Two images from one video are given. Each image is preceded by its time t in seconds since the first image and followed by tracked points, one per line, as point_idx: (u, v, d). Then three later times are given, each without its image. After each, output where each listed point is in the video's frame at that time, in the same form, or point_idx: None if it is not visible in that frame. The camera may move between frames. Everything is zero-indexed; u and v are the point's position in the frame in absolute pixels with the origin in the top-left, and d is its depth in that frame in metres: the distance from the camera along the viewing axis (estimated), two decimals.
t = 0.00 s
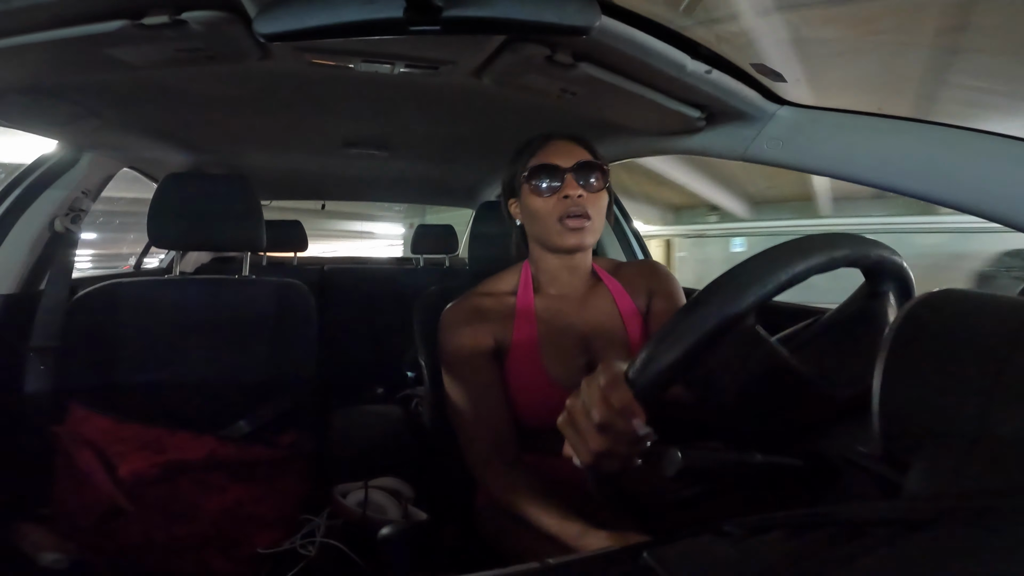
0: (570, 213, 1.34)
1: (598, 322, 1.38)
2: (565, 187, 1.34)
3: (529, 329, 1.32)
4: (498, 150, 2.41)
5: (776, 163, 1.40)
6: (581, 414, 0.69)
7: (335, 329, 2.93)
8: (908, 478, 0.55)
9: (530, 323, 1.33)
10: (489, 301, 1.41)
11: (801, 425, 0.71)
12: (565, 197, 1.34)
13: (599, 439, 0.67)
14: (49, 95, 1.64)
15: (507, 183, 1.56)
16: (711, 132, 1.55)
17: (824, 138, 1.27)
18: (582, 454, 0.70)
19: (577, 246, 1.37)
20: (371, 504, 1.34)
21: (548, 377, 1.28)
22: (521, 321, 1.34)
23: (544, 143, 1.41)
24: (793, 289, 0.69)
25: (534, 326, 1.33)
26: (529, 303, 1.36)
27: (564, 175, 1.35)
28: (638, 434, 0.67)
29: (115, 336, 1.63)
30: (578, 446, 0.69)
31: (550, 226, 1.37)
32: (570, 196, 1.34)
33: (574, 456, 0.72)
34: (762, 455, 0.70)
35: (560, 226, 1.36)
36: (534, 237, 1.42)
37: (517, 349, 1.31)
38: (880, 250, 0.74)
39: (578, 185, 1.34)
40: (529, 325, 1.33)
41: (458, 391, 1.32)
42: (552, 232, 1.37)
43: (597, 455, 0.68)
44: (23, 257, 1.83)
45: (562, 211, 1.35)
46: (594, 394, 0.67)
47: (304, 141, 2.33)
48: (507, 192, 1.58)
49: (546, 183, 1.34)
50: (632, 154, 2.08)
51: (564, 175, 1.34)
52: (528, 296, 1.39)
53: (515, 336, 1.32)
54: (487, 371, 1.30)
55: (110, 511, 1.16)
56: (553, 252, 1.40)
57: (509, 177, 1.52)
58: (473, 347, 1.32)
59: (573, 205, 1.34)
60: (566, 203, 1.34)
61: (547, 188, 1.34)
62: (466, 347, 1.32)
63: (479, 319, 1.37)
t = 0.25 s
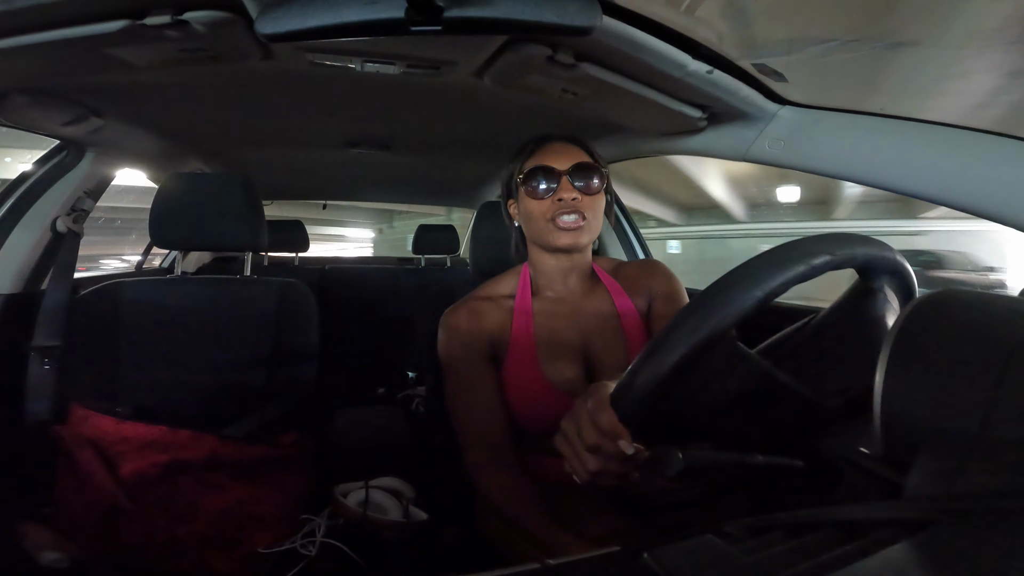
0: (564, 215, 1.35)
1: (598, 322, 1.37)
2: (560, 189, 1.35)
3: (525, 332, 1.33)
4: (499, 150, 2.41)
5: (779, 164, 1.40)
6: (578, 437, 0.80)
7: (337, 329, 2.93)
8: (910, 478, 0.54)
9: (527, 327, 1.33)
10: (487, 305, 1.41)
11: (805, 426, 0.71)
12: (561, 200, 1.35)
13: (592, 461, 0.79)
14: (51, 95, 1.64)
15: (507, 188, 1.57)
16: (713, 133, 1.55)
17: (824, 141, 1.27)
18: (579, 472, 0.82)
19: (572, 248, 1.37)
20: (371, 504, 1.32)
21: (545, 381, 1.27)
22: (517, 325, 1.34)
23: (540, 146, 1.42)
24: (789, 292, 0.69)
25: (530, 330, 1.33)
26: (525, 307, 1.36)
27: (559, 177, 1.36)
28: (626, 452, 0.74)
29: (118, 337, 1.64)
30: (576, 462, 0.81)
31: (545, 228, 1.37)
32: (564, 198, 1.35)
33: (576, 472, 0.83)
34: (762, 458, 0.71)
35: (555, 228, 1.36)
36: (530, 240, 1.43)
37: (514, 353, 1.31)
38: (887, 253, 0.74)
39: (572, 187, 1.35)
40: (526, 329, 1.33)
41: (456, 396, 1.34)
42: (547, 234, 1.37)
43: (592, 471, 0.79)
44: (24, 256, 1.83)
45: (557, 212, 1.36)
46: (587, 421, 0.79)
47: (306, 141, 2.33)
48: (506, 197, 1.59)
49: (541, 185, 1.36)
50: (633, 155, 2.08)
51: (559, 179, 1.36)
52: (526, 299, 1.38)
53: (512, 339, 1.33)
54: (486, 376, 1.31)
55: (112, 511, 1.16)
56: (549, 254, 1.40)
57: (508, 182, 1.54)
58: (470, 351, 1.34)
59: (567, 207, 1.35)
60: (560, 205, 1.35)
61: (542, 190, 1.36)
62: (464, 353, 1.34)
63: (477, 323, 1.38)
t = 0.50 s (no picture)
0: (564, 218, 1.35)
1: (598, 324, 1.37)
2: (559, 191, 1.35)
3: (527, 331, 1.32)
4: (500, 150, 2.41)
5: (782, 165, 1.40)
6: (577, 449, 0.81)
7: (338, 328, 2.94)
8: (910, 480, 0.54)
9: (528, 325, 1.33)
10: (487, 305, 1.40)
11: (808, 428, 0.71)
12: (559, 202, 1.34)
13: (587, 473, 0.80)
14: (52, 95, 1.64)
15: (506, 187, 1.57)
16: (714, 132, 1.55)
17: (825, 140, 1.27)
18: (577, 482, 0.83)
19: (572, 250, 1.37)
20: (372, 504, 1.32)
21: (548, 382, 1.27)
22: (518, 324, 1.34)
23: (538, 147, 1.42)
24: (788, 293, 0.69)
25: (530, 329, 1.33)
26: (526, 306, 1.36)
27: (557, 179, 1.35)
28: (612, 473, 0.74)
29: (118, 336, 1.64)
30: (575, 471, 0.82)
31: (545, 230, 1.37)
32: (563, 200, 1.34)
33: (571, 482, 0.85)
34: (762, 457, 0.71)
35: (554, 230, 1.36)
36: (531, 241, 1.43)
37: (515, 352, 1.31)
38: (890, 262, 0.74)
39: (571, 189, 1.34)
40: (527, 327, 1.33)
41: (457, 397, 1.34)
42: (547, 236, 1.37)
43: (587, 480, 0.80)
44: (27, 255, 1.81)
45: (556, 215, 1.35)
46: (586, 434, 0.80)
47: (307, 141, 2.34)
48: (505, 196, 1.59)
49: (540, 187, 1.35)
50: (634, 155, 2.08)
51: (557, 180, 1.35)
52: (526, 299, 1.38)
53: (513, 339, 1.32)
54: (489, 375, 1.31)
55: (113, 511, 1.16)
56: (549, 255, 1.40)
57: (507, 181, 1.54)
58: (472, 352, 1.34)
59: (566, 210, 1.35)
60: (560, 207, 1.35)
61: (541, 193, 1.35)
62: (466, 353, 1.34)
63: (478, 324, 1.37)
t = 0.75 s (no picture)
0: (556, 214, 1.33)
1: (598, 321, 1.38)
2: (549, 188, 1.32)
3: (528, 328, 1.32)
4: (501, 149, 2.41)
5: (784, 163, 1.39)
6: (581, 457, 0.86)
7: (339, 326, 2.95)
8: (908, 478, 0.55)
9: (529, 322, 1.33)
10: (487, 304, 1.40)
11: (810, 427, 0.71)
12: (550, 200, 1.32)
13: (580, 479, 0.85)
14: (54, 93, 1.64)
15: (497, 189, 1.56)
16: (716, 130, 1.55)
17: (827, 138, 1.26)
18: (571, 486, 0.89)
19: (567, 246, 1.35)
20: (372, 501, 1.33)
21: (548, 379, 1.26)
22: (519, 320, 1.34)
23: (525, 148, 1.40)
24: (790, 289, 0.68)
25: (531, 326, 1.32)
26: (528, 304, 1.36)
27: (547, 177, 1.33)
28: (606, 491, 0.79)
29: (119, 333, 1.65)
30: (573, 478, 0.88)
31: (538, 229, 1.35)
32: (553, 197, 1.32)
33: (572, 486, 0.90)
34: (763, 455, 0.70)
35: (547, 228, 1.34)
36: (525, 241, 1.41)
37: (516, 349, 1.31)
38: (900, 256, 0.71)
39: (561, 186, 1.32)
40: (528, 324, 1.33)
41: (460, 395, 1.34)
42: (541, 235, 1.35)
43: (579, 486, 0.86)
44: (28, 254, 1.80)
45: (548, 213, 1.33)
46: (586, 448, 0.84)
47: (307, 139, 2.34)
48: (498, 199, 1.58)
49: (530, 186, 1.33)
50: (635, 153, 2.08)
51: (547, 178, 1.33)
52: (526, 296, 1.38)
53: (514, 336, 1.32)
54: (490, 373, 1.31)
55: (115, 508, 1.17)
56: (545, 253, 1.39)
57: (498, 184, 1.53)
58: (473, 350, 1.34)
59: (558, 207, 1.33)
60: (551, 204, 1.33)
61: (530, 192, 1.33)
62: (467, 352, 1.34)
63: (478, 322, 1.37)
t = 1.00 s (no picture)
0: (556, 216, 1.33)
1: (599, 322, 1.37)
2: (548, 190, 1.32)
3: (528, 329, 1.33)
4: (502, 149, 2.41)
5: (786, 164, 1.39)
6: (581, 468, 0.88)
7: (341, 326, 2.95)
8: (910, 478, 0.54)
9: (529, 323, 1.34)
10: (487, 304, 1.41)
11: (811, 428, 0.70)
12: (550, 201, 1.32)
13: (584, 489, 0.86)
14: (57, 94, 1.65)
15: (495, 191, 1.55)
16: (717, 130, 1.55)
17: (829, 139, 1.26)
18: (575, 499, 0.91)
19: (567, 247, 1.35)
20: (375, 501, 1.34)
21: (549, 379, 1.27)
22: (518, 321, 1.35)
23: (523, 149, 1.40)
24: (792, 290, 0.68)
25: (531, 328, 1.33)
26: (527, 305, 1.36)
27: (546, 178, 1.33)
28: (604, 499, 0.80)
29: (121, 333, 1.65)
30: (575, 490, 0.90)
31: (537, 230, 1.35)
32: (553, 198, 1.32)
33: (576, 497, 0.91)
34: (768, 458, 0.67)
35: (547, 229, 1.34)
36: (525, 242, 1.41)
37: (516, 350, 1.31)
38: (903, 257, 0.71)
39: (560, 187, 1.31)
40: (528, 325, 1.33)
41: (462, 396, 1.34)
42: (541, 236, 1.35)
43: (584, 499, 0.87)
44: (33, 252, 1.80)
45: (548, 214, 1.33)
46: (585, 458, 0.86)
47: (309, 139, 2.34)
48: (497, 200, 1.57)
49: (529, 187, 1.33)
50: (636, 153, 2.08)
51: (546, 179, 1.32)
52: (526, 297, 1.39)
53: (514, 336, 1.33)
54: (490, 374, 1.33)
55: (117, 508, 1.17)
56: (546, 255, 1.39)
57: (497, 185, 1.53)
58: (473, 351, 1.35)
59: (557, 208, 1.33)
60: (551, 206, 1.32)
61: (530, 193, 1.33)
62: (468, 353, 1.35)
63: (477, 323, 1.38)
